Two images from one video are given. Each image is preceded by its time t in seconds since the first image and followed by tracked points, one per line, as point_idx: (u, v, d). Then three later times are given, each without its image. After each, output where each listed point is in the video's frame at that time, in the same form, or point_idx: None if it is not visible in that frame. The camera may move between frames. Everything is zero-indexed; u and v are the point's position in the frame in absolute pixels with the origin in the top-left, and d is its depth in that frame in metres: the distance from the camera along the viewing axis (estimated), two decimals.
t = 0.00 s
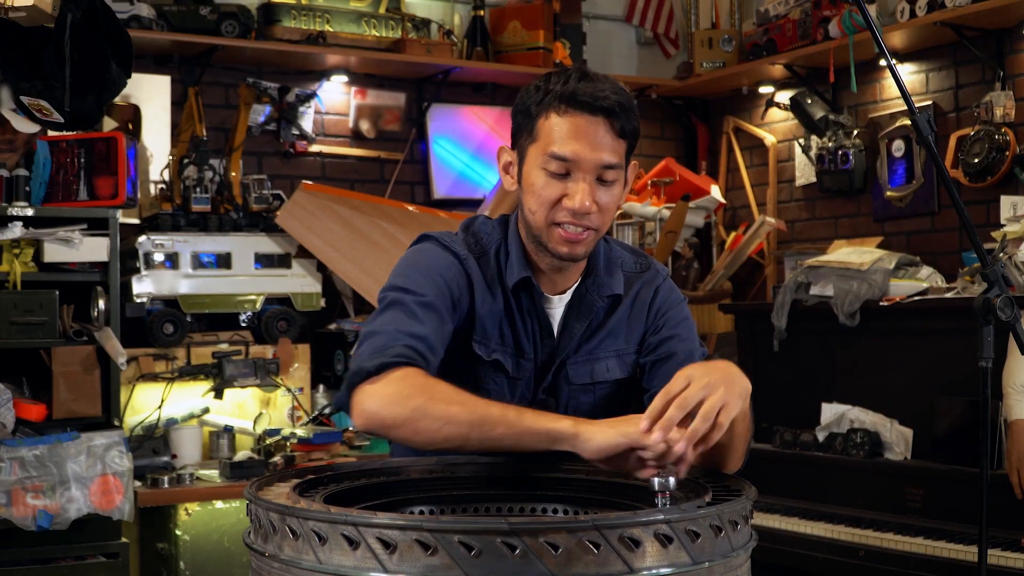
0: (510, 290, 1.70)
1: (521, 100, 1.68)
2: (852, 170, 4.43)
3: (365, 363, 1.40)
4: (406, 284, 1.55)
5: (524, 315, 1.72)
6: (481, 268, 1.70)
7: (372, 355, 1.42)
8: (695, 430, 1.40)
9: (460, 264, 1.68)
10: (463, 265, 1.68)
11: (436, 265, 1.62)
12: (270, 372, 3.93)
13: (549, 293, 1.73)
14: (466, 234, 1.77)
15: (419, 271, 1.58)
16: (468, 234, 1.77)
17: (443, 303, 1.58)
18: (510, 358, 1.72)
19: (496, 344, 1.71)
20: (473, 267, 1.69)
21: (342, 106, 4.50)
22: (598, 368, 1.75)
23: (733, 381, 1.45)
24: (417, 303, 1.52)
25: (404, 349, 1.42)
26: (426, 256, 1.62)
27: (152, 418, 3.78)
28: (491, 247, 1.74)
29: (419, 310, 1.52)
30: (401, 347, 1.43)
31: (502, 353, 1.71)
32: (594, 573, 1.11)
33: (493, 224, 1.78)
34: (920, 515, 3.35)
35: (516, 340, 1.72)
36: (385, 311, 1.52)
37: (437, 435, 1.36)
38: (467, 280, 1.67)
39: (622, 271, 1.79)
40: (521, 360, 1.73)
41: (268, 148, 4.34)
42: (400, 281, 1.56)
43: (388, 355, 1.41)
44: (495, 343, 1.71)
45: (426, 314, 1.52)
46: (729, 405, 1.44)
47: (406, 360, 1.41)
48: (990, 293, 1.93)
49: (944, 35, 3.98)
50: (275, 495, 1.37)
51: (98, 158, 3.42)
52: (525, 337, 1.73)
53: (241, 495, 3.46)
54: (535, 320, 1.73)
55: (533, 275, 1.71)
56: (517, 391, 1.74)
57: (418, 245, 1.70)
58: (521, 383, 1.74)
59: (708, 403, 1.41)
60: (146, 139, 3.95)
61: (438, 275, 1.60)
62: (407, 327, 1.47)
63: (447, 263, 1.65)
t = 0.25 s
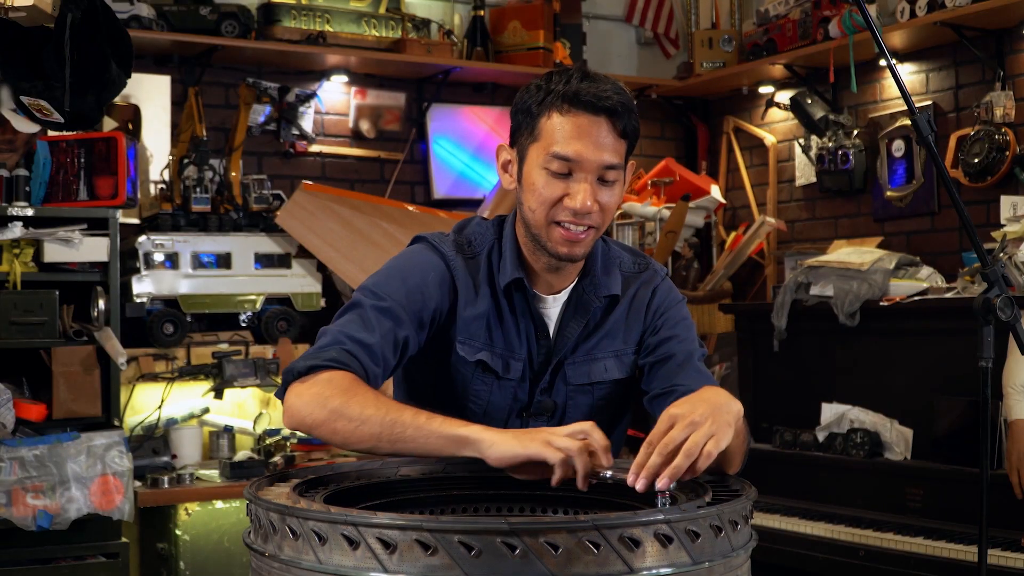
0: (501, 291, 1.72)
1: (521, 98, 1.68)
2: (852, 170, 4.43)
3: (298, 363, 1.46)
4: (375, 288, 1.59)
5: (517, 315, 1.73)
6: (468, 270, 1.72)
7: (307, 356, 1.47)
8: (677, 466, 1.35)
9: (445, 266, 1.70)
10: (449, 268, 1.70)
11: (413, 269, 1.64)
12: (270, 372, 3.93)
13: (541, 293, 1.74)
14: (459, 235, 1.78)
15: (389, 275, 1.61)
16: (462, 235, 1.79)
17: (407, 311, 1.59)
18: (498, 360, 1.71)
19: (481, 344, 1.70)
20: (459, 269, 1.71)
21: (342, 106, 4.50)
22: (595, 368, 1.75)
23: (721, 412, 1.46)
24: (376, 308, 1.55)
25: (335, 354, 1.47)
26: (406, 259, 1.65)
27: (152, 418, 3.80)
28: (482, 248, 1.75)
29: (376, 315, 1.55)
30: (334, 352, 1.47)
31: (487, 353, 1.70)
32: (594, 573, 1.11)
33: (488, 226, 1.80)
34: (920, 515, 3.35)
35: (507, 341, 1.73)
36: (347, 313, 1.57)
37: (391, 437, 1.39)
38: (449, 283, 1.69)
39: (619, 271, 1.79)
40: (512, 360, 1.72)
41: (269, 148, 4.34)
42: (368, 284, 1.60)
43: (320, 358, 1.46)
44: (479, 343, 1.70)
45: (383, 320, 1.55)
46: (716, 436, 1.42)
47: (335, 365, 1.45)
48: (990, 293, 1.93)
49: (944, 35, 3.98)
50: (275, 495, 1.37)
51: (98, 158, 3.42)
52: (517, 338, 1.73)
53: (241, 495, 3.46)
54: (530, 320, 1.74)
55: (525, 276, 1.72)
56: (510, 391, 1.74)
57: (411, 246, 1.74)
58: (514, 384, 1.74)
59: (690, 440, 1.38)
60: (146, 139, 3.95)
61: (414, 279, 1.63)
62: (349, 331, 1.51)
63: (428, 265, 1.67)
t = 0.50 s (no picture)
0: (500, 291, 1.72)
1: (524, 96, 1.68)
2: (852, 170, 4.43)
3: (288, 363, 1.48)
4: (368, 289, 1.60)
5: (516, 315, 1.74)
6: (466, 269, 1.73)
7: (297, 357, 1.50)
8: (681, 467, 1.35)
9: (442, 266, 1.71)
10: (446, 268, 1.71)
11: (409, 269, 1.65)
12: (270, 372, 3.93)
13: (540, 293, 1.74)
14: (458, 235, 1.79)
15: (383, 276, 1.62)
16: (461, 235, 1.79)
17: (399, 311, 1.60)
18: (497, 359, 1.72)
19: (479, 344, 1.71)
20: (456, 269, 1.72)
21: (342, 106, 4.50)
22: (595, 368, 1.75)
23: (721, 415, 1.47)
24: (367, 309, 1.57)
25: (323, 355, 1.49)
26: (401, 260, 1.66)
27: (152, 418, 3.81)
28: (480, 249, 1.76)
29: (368, 316, 1.56)
30: (323, 353, 1.49)
31: (486, 352, 1.71)
32: (594, 573, 1.11)
33: (486, 226, 1.81)
34: (920, 515, 3.35)
35: (506, 341, 1.73)
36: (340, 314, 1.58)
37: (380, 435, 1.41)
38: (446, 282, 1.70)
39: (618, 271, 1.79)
40: (510, 360, 1.73)
41: (269, 148, 4.34)
42: (363, 285, 1.61)
43: (309, 360, 1.48)
44: (478, 343, 1.71)
45: (375, 320, 1.56)
46: (717, 437, 1.42)
47: (325, 365, 1.48)
48: (990, 293, 1.93)
49: (944, 34, 3.98)
50: (275, 495, 1.37)
51: (98, 158, 3.42)
52: (515, 338, 1.74)
53: (241, 495, 3.46)
54: (528, 320, 1.74)
55: (523, 277, 1.73)
56: (509, 391, 1.74)
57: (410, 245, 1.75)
58: (512, 384, 1.74)
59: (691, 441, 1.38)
60: (146, 139, 3.95)
61: (408, 278, 1.64)
62: (337, 332, 1.53)
63: (423, 265, 1.68)
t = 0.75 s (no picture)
0: (501, 288, 1.72)
1: (536, 94, 1.68)
2: (852, 170, 4.43)
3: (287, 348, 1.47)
4: (371, 280, 1.60)
5: (518, 314, 1.74)
6: (468, 265, 1.73)
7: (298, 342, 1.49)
8: (689, 471, 1.34)
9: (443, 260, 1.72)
10: (446, 261, 1.72)
11: (410, 261, 1.66)
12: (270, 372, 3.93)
13: (542, 293, 1.75)
14: (460, 232, 1.79)
15: (384, 267, 1.63)
16: (464, 233, 1.80)
17: (401, 300, 1.60)
18: (499, 356, 1.71)
19: (482, 339, 1.71)
20: (457, 264, 1.72)
21: (342, 106, 4.50)
22: (594, 368, 1.75)
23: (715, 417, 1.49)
24: (370, 297, 1.57)
25: (324, 341, 1.48)
26: (402, 252, 1.67)
27: (153, 418, 3.80)
28: (483, 246, 1.76)
29: (371, 303, 1.56)
30: (321, 339, 1.49)
31: (488, 348, 1.71)
32: (594, 573, 1.11)
33: (490, 225, 1.81)
34: (920, 515, 3.35)
35: (508, 339, 1.73)
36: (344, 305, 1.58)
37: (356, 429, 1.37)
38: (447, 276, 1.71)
39: (620, 272, 1.79)
40: (512, 358, 1.73)
41: (269, 148, 4.34)
42: (365, 276, 1.61)
43: (308, 345, 1.47)
44: (480, 339, 1.71)
45: (379, 307, 1.56)
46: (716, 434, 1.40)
47: (324, 351, 1.47)
48: (990, 293, 1.92)
49: (944, 35, 3.98)
50: (275, 494, 1.38)
51: (98, 158, 3.42)
52: (518, 336, 1.74)
53: (241, 495, 3.46)
54: (529, 319, 1.75)
55: (526, 276, 1.73)
56: (510, 389, 1.74)
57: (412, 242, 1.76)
58: (514, 382, 1.74)
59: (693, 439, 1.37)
60: (146, 139, 3.95)
61: (409, 269, 1.64)
62: (338, 320, 1.53)
63: (425, 258, 1.69)
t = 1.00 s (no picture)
0: (508, 289, 1.71)
1: (528, 98, 1.69)
2: (852, 171, 4.43)
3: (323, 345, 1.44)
4: (390, 278, 1.58)
5: (523, 314, 1.73)
6: (475, 264, 1.72)
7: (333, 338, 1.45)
8: (688, 472, 1.33)
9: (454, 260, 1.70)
10: (457, 261, 1.71)
11: (425, 260, 1.64)
12: (270, 372, 3.94)
13: (546, 293, 1.74)
14: (463, 232, 1.78)
15: (400, 263, 1.61)
16: (467, 233, 1.78)
17: (423, 294, 1.59)
18: (506, 357, 1.71)
19: (490, 340, 1.71)
20: (467, 263, 1.71)
21: (342, 106, 4.50)
22: (595, 367, 1.75)
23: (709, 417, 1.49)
24: (395, 293, 1.55)
25: (360, 334, 1.45)
26: (416, 251, 1.65)
27: (152, 418, 3.78)
28: (488, 246, 1.75)
29: (396, 299, 1.54)
30: (360, 331, 1.45)
31: (496, 349, 1.70)
32: (594, 573, 1.11)
33: (492, 224, 1.80)
34: (920, 515, 3.35)
35: (514, 339, 1.73)
36: (366, 303, 1.55)
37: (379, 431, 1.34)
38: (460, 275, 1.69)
39: (621, 270, 1.79)
40: (518, 359, 1.72)
41: (269, 148, 4.34)
42: (383, 274, 1.59)
43: (344, 338, 1.44)
44: (488, 340, 1.70)
45: (404, 303, 1.54)
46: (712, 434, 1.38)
47: (362, 343, 1.44)
48: (990, 293, 1.92)
49: (944, 35, 3.98)
50: (275, 494, 1.38)
51: (98, 158, 3.42)
52: (524, 336, 1.73)
53: (241, 495, 3.46)
54: (535, 319, 1.74)
55: (530, 276, 1.71)
56: (516, 390, 1.73)
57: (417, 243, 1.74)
58: (520, 383, 1.73)
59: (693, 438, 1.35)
60: (146, 139, 3.95)
61: (425, 268, 1.63)
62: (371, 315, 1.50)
63: (438, 257, 1.67)
